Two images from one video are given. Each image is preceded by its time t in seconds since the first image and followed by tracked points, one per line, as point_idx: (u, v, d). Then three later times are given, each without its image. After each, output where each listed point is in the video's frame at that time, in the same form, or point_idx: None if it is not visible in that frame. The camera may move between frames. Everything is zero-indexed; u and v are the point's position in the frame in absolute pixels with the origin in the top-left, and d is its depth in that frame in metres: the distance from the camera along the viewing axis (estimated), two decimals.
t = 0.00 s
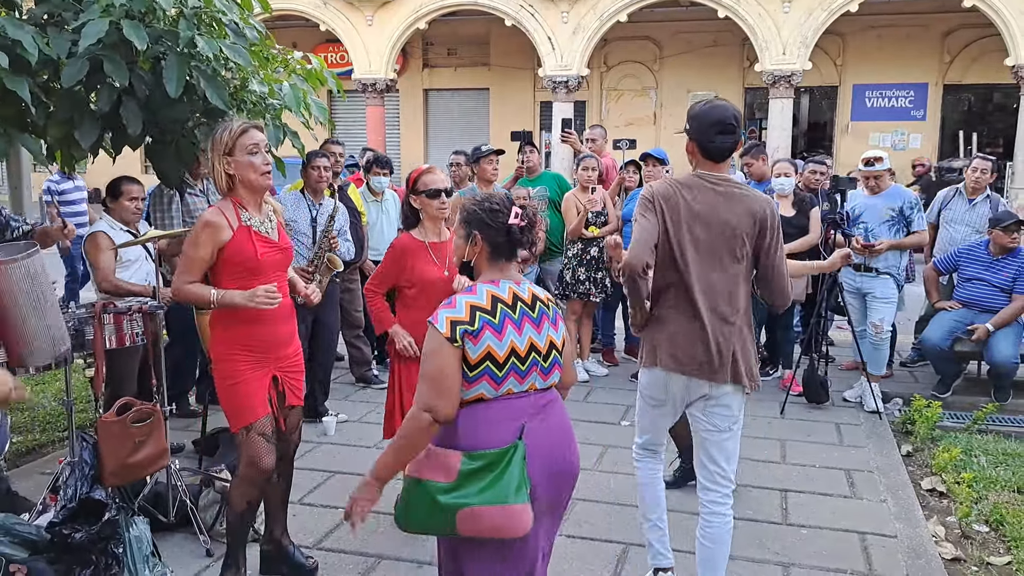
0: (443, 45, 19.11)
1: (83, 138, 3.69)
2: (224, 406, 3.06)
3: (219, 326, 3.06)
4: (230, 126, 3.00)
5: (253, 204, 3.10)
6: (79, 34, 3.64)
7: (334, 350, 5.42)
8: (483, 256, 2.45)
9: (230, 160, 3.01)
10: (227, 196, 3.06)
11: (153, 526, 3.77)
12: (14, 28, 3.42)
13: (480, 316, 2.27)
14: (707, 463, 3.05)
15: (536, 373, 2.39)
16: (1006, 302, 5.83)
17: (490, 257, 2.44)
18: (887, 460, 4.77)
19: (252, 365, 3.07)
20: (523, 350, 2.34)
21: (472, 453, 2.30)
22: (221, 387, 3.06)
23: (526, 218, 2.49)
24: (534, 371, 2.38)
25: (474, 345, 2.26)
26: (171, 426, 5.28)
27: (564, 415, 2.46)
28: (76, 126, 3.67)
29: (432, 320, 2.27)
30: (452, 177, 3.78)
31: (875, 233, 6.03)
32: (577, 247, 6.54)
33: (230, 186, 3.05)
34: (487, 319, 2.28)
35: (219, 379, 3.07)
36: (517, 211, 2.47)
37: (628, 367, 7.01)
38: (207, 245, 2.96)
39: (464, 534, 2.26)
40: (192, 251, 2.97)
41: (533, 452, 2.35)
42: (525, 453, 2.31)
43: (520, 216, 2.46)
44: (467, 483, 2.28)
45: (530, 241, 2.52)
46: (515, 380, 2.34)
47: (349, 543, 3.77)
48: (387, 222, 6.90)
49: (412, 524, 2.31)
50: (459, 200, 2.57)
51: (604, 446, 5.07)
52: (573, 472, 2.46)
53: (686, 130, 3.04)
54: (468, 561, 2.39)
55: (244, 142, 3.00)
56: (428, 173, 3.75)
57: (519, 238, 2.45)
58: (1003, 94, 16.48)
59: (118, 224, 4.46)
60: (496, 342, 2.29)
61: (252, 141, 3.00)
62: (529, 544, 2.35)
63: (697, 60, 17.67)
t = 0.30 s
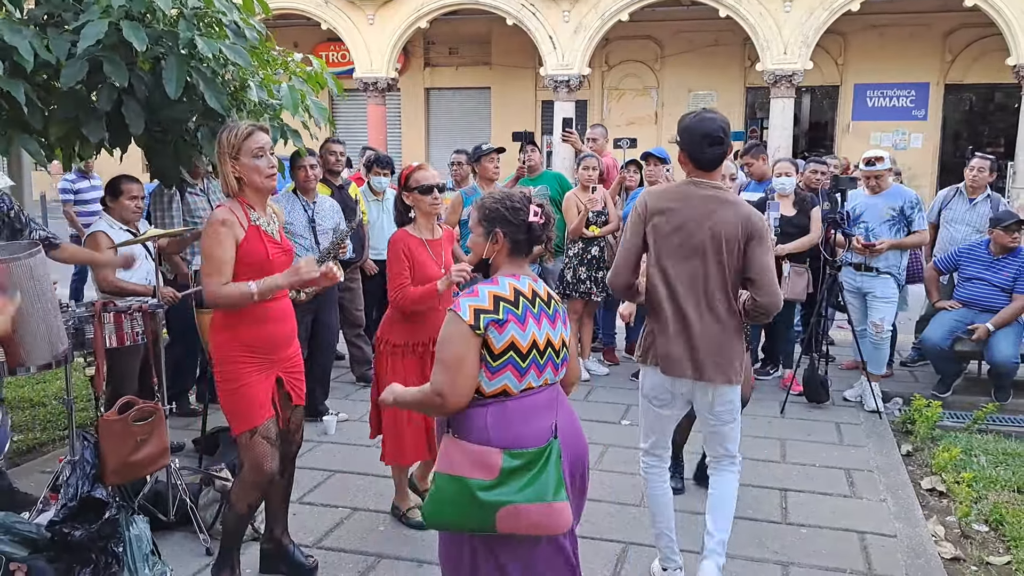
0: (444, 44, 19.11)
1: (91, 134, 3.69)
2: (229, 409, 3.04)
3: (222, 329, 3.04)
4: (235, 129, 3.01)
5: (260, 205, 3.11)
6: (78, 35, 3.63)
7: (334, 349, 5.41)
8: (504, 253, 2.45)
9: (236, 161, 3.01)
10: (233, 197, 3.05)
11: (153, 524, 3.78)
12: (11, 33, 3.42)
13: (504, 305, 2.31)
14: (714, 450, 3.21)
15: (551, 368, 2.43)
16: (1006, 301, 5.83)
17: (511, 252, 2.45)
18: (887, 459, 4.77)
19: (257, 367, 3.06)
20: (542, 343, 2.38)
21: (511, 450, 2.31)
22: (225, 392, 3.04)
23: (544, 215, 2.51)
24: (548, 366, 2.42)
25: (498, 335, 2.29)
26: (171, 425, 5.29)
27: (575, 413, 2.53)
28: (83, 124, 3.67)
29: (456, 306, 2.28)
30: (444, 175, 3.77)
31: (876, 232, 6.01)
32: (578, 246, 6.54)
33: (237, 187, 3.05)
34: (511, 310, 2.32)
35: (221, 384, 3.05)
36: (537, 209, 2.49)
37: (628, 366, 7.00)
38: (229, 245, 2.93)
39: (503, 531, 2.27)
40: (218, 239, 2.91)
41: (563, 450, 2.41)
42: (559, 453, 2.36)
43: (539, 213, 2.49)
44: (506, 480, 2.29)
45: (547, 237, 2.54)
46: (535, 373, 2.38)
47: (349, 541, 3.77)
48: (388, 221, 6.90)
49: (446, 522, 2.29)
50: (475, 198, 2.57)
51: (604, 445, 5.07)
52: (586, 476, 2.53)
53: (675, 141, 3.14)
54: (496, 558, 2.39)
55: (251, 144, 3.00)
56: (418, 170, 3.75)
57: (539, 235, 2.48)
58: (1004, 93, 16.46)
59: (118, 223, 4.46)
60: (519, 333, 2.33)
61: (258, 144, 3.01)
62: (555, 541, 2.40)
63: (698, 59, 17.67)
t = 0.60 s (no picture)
0: (446, 42, 19.10)
1: (90, 135, 3.71)
2: (223, 424, 2.97)
3: (212, 340, 2.92)
4: (210, 130, 2.94)
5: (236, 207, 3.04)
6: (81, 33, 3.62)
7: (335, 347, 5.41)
8: (503, 250, 2.45)
9: (209, 164, 2.95)
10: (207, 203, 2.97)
11: (154, 522, 3.78)
12: (13, 32, 3.42)
13: (513, 300, 2.31)
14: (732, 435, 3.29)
15: (551, 365, 2.43)
16: (1008, 300, 5.81)
17: (510, 250, 2.45)
18: (888, 458, 4.77)
19: (255, 373, 3.00)
20: (545, 340, 2.38)
21: (504, 446, 2.32)
22: (220, 403, 2.95)
23: (543, 212, 2.51)
24: (549, 363, 2.43)
25: (510, 329, 2.29)
26: (173, 422, 5.29)
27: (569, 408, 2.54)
28: (83, 123, 3.69)
29: (472, 302, 2.27)
30: (440, 175, 3.77)
31: (878, 231, 6.01)
32: (579, 244, 6.54)
33: (211, 191, 2.97)
34: (520, 305, 2.31)
35: (215, 395, 2.95)
36: (535, 206, 2.49)
37: (630, 364, 7.00)
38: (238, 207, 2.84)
39: (497, 527, 2.26)
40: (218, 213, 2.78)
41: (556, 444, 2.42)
42: (553, 447, 2.37)
43: (538, 211, 2.49)
44: (500, 476, 2.29)
45: (546, 234, 2.54)
46: (537, 369, 2.38)
47: (350, 539, 3.77)
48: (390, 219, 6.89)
49: (438, 519, 2.29)
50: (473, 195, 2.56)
51: (606, 443, 5.07)
52: (582, 472, 2.52)
53: (674, 135, 3.20)
54: (488, 553, 2.40)
55: (224, 147, 2.94)
56: (414, 173, 3.75)
57: (537, 232, 2.48)
58: (1006, 92, 16.43)
59: (119, 221, 4.45)
60: (528, 329, 2.32)
61: (232, 146, 2.94)
62: (549, 535, 2.41)
63: (700, 57, 17.65)
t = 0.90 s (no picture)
0: (448, 40, 19.09)
1: (86, 135, 3.73)
2: (227, 430, 2.96)
3: (212, 346, 2.92)
4: (204, 133, 2.92)
5: (232, 211, 3.06)
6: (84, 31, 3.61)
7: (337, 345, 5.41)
8: (485, 251, 2.44)
9: (207, 170, 2.93)
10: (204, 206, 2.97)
11: (157, 520, 3.79)
12: (18, 26, 3.42)
13: (492, 307, 2.29)
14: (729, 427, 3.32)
15: (534, 367, 2.42)
16: (1010, 298, 5.80)
17: (492, 251, 2.44)
18: (891, 456, 4.76)
19: (255, 378, 3.00)
20: (527, 344, 2.37)
21: (494, 452, 2.32)
22: (224, 408, 2.94)
23: (527, 212, 2.49)
24: (532, 366, 2.41)
25: (489, 337, 2.27)
26: (175, 420, 5.30)
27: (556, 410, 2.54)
28: (80, 123, 3.71)
29: (444, 310, 2.26)
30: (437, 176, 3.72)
31: (881, 229, 6.01)
32: (581, 243, 6.54)
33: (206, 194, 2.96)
34: (499, 311, 2.30)
35: (216, 400, 2.94)
36: (519, 206, 2.47)
37: (632, 362, 7.00)
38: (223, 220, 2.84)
39: (487, 534, 2.28)
40: (201, 228, 2.80)
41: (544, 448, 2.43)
42: (541, 453, 2.38)
43: (522, 211, 2.47)
44: (490, 483, 2.30)
45: (529, 234, 2.52)
46: (519, 374, 2.37)
47: (352, 537, 3.78)
48: (393, 217, 6.88)
49: (426, 526, 2.28)
50: (456, 194, 2.55)
51: (608, 441, 5.07)
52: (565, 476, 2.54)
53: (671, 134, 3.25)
54: (479, 558, 2.41)
55: (220, 150, 2.92)
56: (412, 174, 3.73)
57: (521, 232, 2.47)
58: (1008, 90, 16.40)
59: (122, 219, 4.45)
60: (508, 336, 2.31)
61: (228, 149, 2.93)
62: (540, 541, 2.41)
63: (702, 55, 17.63)
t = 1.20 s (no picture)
0: (448, 38, 19.08)
1: (98, 128, 3.71)
2: (235, 430, 2.96)
3: (212, 348, 2.93)
4: (209, 140, 2.93)
5: (229, 219, 3.04)
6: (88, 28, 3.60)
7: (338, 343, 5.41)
8: (463, 252, 2.43)
9: (207, 176, 2.92)
10: (201, 213, 2.96)
11: (158, 518, 3.79)
12: (19, 26, 3.43)
13: (461, 314, 2.27)
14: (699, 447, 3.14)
15: (519, 369, 2.40)
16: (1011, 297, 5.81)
17: (470, 252, 2.42)
18: (892, 455, 4.77)
19: (256, 378, 2.98)
20: (505, 349, 2.35)
21: (458, 457, 2.31)
22: (224, 409, 2.94)
23: (505, 212, 2.47)
24: (516, 369, 2.39)
25: (457, 346, 2.26)
26: (177, 418, 5.30)
27: (545, 408, 2.50)
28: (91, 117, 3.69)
29: (414, 319, 2.25)
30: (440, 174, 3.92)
31: (881, 227, 6.00)
32: (582, 241, 6.54)
33: (205, 200, 2.95)
34: (468, 318, 2.28)
35: (217, 400, 2.95)
36: (495, 206, 2.45)
37: (633, 361, 7.00)
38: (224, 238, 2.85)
39: (453, 538, 2.28)
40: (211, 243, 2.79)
41: (518, 450, 2.38)
42: (512, 455, 2.33)
43: (500, 210, 2.45)
44: (455, 487, 2.29)
45: (507, 234, 2.50)
46: (498, 379, 2.35)
47: (354, 535, 3.78)
48: (393, 215, 6.86)
49: (399, 530, 2.31)
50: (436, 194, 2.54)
51: (608, 440, 5.07)
52: (554, 472, 2.50)
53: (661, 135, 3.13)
54: (454, 562, 2.41)
55: (225, 157, 2.93)
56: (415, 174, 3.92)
57: (499, 232, 2.44)
58: (1009, 89, 16.38)
59: (125, 217, 4.46)
60: (479, 343, 2.29)
61: (232, 157, 2.94)
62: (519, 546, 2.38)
63: (702, 54, 17.62)
